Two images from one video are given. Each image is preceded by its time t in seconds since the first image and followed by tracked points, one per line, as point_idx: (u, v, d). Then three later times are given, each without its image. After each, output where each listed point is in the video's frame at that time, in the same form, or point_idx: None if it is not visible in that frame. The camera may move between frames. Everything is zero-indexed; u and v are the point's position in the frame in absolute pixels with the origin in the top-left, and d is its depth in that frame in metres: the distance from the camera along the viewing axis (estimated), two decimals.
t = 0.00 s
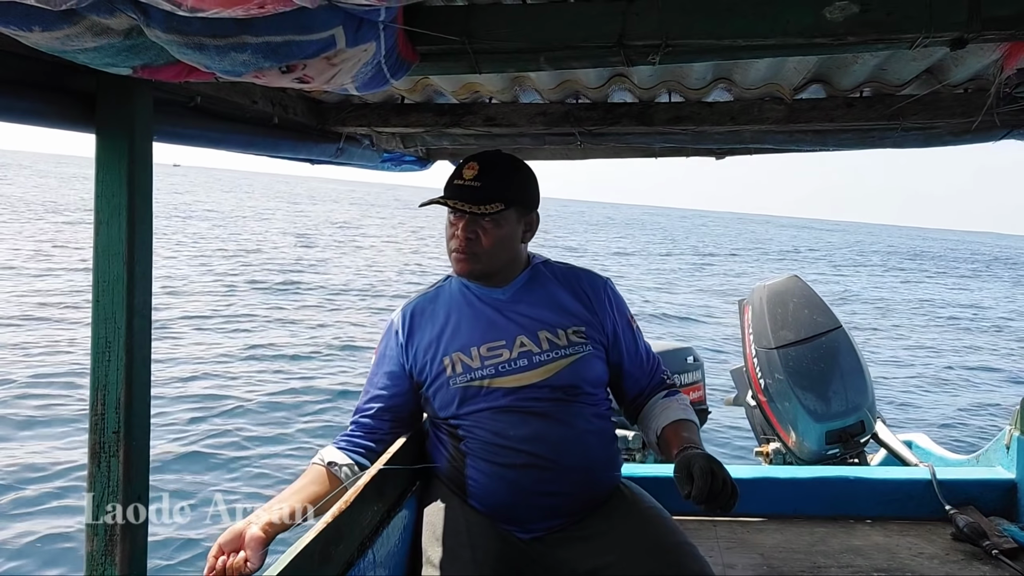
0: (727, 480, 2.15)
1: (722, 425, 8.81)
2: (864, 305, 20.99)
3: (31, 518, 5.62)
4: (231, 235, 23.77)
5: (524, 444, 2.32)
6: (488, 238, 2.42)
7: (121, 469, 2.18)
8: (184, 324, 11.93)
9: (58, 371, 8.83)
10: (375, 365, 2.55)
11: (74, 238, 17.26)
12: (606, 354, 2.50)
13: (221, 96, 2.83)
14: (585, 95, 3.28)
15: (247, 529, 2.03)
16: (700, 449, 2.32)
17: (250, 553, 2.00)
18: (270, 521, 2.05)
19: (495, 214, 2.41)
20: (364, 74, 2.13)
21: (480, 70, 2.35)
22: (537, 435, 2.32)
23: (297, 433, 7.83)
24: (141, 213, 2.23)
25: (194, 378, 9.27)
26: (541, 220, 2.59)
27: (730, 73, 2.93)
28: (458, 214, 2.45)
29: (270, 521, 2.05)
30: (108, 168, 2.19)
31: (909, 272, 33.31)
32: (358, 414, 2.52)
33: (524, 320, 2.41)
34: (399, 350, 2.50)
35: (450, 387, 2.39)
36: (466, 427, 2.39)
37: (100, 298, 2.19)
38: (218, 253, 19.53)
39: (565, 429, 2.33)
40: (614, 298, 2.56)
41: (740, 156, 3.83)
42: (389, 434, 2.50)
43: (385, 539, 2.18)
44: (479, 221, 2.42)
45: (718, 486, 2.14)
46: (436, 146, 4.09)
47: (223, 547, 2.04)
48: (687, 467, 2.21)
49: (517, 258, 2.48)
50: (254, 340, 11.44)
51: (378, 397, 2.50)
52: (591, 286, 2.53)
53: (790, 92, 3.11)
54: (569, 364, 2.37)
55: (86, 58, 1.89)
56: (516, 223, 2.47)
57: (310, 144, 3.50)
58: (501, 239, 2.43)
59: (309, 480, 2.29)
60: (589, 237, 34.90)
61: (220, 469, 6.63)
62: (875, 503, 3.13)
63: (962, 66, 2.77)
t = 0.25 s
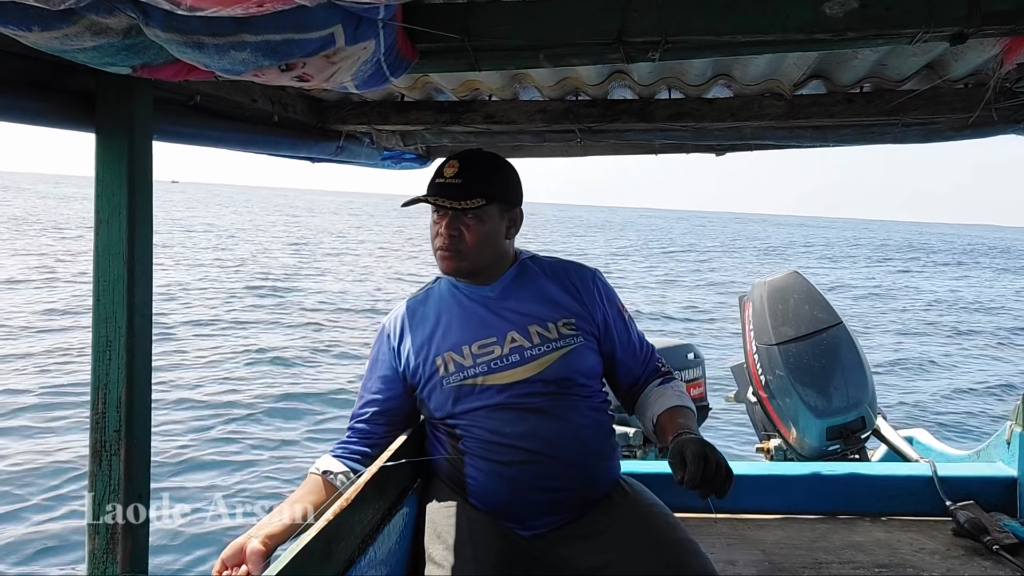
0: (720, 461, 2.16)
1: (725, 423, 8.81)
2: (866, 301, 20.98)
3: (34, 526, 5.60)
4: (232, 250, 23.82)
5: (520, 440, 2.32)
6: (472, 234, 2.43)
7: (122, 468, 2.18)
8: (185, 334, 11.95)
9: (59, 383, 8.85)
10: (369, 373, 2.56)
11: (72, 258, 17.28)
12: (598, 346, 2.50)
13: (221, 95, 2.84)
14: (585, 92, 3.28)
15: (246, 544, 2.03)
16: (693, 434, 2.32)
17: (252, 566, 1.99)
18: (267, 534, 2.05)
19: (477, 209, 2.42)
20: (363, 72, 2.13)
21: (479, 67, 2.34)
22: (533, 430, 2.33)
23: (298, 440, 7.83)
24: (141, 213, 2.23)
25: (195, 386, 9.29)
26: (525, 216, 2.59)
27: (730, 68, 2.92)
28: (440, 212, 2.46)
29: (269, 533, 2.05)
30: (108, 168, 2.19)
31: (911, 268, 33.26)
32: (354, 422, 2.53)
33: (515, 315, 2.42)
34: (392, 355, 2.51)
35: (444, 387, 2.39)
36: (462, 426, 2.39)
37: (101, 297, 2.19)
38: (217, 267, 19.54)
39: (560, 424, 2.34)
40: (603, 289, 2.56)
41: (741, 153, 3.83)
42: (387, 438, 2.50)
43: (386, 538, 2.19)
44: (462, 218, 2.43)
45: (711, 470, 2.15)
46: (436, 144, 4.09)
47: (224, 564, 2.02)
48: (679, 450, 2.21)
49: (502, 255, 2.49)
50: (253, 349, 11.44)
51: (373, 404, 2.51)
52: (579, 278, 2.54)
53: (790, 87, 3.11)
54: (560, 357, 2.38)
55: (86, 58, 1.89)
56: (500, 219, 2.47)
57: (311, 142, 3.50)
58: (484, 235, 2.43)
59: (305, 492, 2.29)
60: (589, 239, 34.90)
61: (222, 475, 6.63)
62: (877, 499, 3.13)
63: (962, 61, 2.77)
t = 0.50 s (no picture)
0: (713, 449, 2.17)
1: (722, 424, 8.82)
2: (865, 301, 20.99)
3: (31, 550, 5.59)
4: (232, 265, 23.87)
5: (516, 437, 2.32)
6: (462, 231, 2.43)
7: (117, 461, 2.18)
8: (180, 350, 11.96)
9: (54, 395, 8.86)
10: (365, 373, 2.56)
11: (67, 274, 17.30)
12: (591, 341, 2.50)
13: (220, 89, 2.83)
14: (584, 90, 3.27)
15: (244, 543, 2.03)
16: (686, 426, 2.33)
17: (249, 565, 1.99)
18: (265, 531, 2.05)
19: (466, 206, 2.43)
20: (363, 68, 2.13)
21: (478, 65, 2.34)
22: (527, 427, 2.32)
23: (294, 449, 7.83)
24: (139, 206, 2.23)
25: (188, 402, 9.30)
26: (515, 211, 2.60)
27: (730, 68, 2.92)
28: (430, 211, 2.47)
29: (267, 531, 2.05)
30: (106, 161, 2.19)
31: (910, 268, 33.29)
32: (351, 423, 2.54)
33: (508, 312, 2.41)
34: (387, 354, 2.51)
35: (438, 385, 2.39)
36: (458, 424, 2.40)
37: (98, 291, 2.19)
38: (214, 280, 19.54)
39: (555, 421, 2.33)
40: (595, 285, 2.56)
41: (740, 152, 3.83)
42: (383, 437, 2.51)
43: (381, 533, 2.19)
44: (451, 216, 2.44)
45: (705, 461, 2.15)
46: (435, 140, 4.08)
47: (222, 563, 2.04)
48: (673, 441, 2.22)
49: (493, 251, 2.49)
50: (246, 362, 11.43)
51: (369, 403, 2.52)
52: (571, 275, 2.54)
53: (789, 88, 3.11)
54: (553, 354, 2.37)
55: (85, 51, 1.89)
56: (489, 215, 2.48)
57: (310, 138, 3.49)
58: (474, 232, 2.44)
59: (303, 490, 2.29)
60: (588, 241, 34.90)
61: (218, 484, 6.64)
62: (872, 500, 3.14)
63: (962, 63, 2.77)
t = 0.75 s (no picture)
0: (714, 450, 2.18)
1: (719, 423, 8.83)
2: (863, 300, 21.01)
3: (27, 550, 5.59)
4: (231, 271, 23.89)
5: (515, 435, 2.32)
6: (462, 230, 2.43)
7: (113, 460, 2.18)
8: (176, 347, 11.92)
9: (52, 399, 8.86)
10: (364, 371, 2.56)
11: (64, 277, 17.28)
12: (590, 341, 2.50)
13: (218, 86, 2.82)
14: (582, 89, 3.28)
15: (241, 539, 2.02)
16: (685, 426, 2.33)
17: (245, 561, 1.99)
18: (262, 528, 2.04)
19: (467, 205, 2.43)
20: (361, 66, 2.13)
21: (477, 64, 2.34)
22: (527, 426, 2.32)
23: (291, 450, 7.83)
24: (136, 204, 2.23)
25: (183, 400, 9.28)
26: (515, 210, 2.60)
27: (728, 68, 2.92)
28: (430, 210, 2.46)
29: (265, 527, 2.04)
30: (103, 158, 2.19)
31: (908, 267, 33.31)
32: (350, 421, 2.53)
33: (508, 311, 2.41)
34: (386, 353, 2.51)
35: (437, 384, 2.39)
36: (457, 422, 2.40)
37: (95, 288, 2.19)
38: (212, 288, 19.53)
39: (555, 420, 2.33)
40: (594, 285, 2.57)
41: (738, 152, 3.84)
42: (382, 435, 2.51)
43: (379, 532, 2.19)
44: (451, 215, 2.44)
45: (705, 462, 2.16)
46: (433, 139, 4.08)
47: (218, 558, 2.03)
48: (674, 442, 2.22)
49: (493, 250, 2.49)
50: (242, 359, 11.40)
51: (369, 402, 2.52)
52: (571, 274, 2.54)
53: (788, 88, 3.11)
54: (552, 353, 2.38)
55: (82, 47, 1.88)
56: (489, 215, 2.48)
57: (308, 136, 3.49)
58: (475, 231, 2.44)
59: (301, 485, 2.28)
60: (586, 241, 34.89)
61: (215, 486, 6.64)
62: (868, 500, 3.14)
63: (960, 64, 2.78)
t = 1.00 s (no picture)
0: (720, 456, 2.18)
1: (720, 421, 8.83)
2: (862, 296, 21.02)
3: (27, 555, 5.59)
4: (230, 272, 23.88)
5: (521, 436, 2.32)
6: (473, 231, 2.43)
7: (114, 465, 2.18)
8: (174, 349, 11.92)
9: (52, 404, 8.85)
10: (369, 369, 2.55)
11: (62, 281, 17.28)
12: (596, 344, 2.50)
13: (216, 88, 2.82)
14: (580, 89, 3.28)
15: (242, 528, 2.01)
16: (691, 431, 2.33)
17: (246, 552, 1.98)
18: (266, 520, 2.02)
19: (478, 206, 2.43)
20: (359, 67, 2.12)
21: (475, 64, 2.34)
22: (533, 427, 2.33)
23: (291, 450, 7.83)
24: (135, 206, 2.22)
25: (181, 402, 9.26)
26: (524, 211, 2.60)
27: (726, 67, 2.93)
28: (441, 209, 2.46)
29: (268, 519, 2.03)
30: (101, 161, 2.18)
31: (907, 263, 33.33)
32: (354, 417, 2.52)
33: (515, 313, 2.41)
34: (392, 352, 2.50)
35: (443, 384, 2.39)
36: (462, 423, 2.39)
37: (95, 292, 2.19)
38: (212, 288, 19.53)
39: (560, 421, 2.34)
40: (601, 287, 2.57)
41: (736, 151, 3.84)
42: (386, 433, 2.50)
43: (381, 533, 2.19)
44: (463, 215, 2.44)
45: (713, 467, 2.16)
46: (432, 140, 4.07)
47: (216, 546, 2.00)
48: (680, 447, 2.22)
49: (502, 251, 2.49)
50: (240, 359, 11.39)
51: (373, 400, 2.50)
52: (578, 276, 2.54)
53: (786, 87, 3.11)
54: (559, 355, 2.38)
55: (80, 50, 1.88)
56: (500, 215, 2.48)
57: (306, 137, 3.49)
58: (485, 232, 2.44)
59: (302, 479, 2.27)
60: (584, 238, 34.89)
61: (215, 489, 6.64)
62: (870, 497, 3.14)
63: (958, 61, 2.78)
